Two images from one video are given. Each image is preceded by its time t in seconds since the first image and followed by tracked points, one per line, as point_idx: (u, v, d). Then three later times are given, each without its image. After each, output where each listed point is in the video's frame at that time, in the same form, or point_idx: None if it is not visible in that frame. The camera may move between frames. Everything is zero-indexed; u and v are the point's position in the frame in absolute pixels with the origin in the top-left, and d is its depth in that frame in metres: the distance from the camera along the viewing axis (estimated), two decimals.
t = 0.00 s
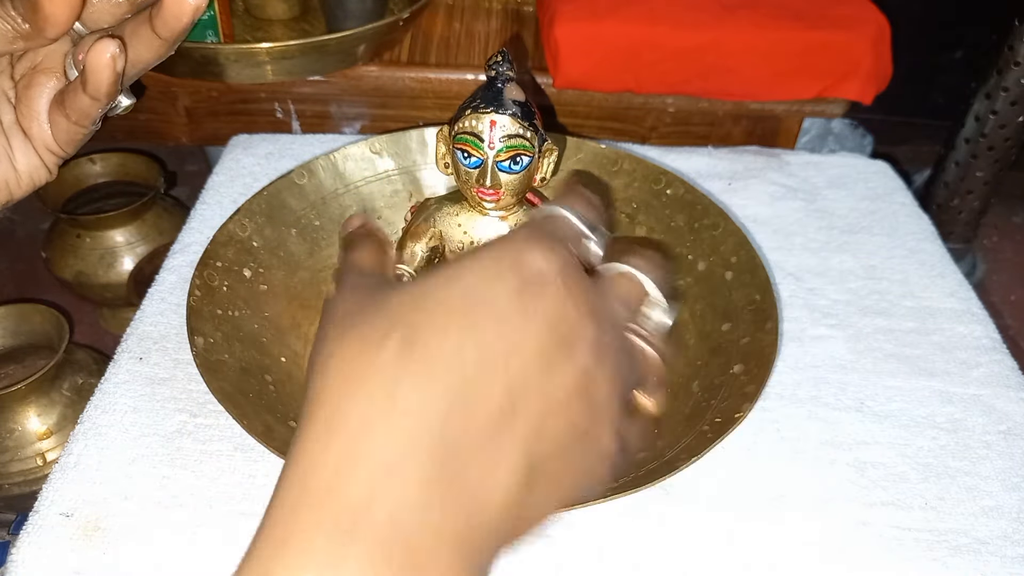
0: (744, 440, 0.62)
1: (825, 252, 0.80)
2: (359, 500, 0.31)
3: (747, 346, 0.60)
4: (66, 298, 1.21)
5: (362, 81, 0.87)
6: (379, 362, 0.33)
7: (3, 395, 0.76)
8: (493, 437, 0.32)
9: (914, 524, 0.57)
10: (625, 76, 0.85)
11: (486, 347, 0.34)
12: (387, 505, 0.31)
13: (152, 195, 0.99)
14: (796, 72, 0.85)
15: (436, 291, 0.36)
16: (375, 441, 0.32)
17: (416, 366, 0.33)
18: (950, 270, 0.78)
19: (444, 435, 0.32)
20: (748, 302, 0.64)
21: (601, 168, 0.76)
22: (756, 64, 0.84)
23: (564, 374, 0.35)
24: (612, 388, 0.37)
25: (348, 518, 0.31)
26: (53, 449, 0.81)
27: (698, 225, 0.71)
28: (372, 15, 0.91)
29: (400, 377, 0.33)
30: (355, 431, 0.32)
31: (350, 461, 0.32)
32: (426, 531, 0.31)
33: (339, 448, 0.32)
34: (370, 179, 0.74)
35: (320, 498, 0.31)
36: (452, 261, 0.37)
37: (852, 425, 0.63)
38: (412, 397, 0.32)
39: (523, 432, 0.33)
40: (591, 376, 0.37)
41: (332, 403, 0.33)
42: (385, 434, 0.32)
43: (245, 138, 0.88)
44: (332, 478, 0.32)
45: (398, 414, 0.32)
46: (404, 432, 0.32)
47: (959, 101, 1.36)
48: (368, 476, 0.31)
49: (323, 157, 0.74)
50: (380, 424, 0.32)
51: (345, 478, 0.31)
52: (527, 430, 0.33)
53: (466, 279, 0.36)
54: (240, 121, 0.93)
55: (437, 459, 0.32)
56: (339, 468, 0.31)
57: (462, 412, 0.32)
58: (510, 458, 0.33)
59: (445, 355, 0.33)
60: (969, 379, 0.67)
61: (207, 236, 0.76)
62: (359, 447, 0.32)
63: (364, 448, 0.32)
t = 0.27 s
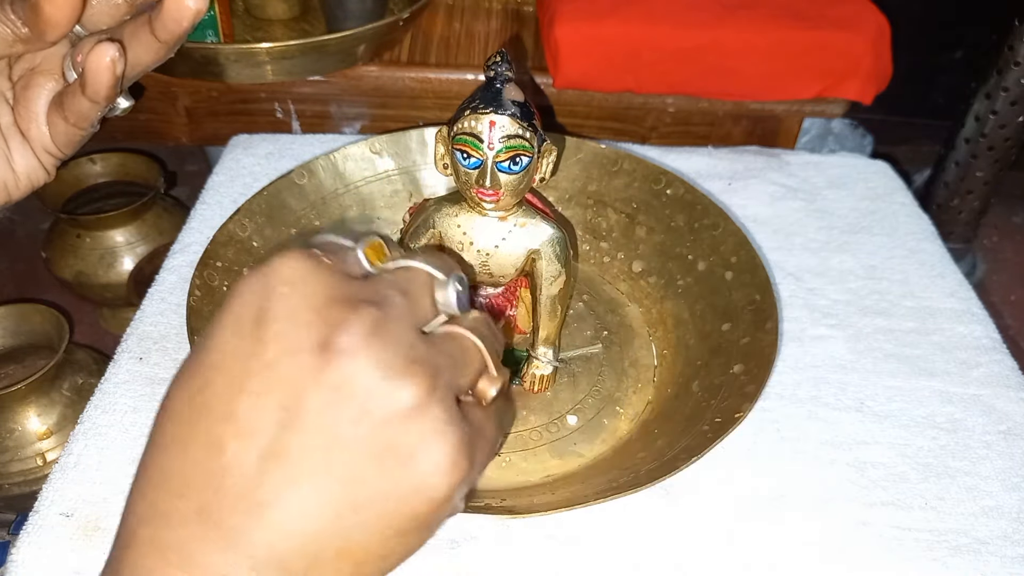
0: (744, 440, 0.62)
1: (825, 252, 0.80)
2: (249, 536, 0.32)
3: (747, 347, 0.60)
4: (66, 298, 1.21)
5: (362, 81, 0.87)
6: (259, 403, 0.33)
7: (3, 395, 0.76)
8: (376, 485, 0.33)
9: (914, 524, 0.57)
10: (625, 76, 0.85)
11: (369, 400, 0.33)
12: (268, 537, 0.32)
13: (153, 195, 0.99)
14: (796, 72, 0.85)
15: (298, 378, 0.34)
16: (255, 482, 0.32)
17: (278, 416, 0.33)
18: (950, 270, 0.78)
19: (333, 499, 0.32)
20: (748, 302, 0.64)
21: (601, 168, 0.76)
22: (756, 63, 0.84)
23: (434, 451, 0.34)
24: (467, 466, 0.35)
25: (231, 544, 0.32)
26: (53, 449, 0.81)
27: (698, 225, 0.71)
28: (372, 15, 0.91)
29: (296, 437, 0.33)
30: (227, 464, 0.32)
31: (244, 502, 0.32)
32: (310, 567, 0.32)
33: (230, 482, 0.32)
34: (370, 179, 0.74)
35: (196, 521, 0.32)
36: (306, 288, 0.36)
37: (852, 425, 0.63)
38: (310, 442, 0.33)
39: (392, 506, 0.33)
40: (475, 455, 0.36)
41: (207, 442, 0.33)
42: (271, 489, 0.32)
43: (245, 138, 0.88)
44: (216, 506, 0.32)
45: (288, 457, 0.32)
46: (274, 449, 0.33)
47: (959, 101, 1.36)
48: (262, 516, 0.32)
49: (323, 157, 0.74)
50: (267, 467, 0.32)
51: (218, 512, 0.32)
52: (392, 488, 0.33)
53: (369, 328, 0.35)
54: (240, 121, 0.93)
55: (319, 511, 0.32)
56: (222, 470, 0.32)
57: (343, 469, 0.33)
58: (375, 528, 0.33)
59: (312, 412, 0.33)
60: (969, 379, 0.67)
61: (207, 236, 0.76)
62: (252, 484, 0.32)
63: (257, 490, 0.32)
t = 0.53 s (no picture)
0: (744, 440, 0.62)
1: (825, 252, 0.80)
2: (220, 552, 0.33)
3: (747, 347, 0.60)
4: (66, 298, 1.21)
5: (362, 80, 0.87)
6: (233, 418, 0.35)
7: (3, 395, 0.76)
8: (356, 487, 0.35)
9: (914, 524, 0.57)
10: (625, 76, 0.85)
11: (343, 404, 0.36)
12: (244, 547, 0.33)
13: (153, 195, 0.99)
14: (796, 72, 0.85)
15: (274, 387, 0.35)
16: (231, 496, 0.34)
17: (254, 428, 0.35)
18: (950, 270, 0.78)
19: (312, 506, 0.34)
20: (748, 302, 0.63)
21: (601, 168, 0.76)
22: (756, 63, 0.84)
23: (408, 452, 0.36)
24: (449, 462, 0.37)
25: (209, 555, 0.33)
26: (53, 449, 0.81)
27: (698, 226, 0.71)
28: (371, 15, 0.91)
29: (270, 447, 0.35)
30: (203, 479, 0.34)
31: (220, 513, 0.33)
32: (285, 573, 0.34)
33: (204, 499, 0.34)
34: (370, 179, 0.74)
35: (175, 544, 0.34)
36: (277, 294, 0.38)
37: (852, 425, 0.63)
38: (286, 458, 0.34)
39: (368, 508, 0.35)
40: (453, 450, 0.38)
41: (181, 457, 0.34)
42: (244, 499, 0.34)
43: (245, 138, 0.88)
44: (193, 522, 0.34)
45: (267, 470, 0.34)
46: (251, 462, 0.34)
47: (958, 101, 1.36)
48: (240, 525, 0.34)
49: (322, 157, 0.74)
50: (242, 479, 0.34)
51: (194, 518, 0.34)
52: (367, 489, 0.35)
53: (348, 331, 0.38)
54: (240, 121, 0.93)
55: (298, 519, 0.34)
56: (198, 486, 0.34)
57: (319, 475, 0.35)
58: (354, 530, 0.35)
59: (286, 425, 0.35)
60: (969, 379, 0.67)
61: (207, 236, 0.76)
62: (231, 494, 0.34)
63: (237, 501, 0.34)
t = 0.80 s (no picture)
0: (743, 440, 0.62)
1: (825, 252, 0.80)
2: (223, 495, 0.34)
3: (747, 346, 0.60)
4: (66, 298, 1.21)
5: (362, 81, 0.87)
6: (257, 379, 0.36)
7: (3, 395, 0.76)
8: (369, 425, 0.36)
9: (914, 524, 0.57)
10: (625, 75, 0.85)
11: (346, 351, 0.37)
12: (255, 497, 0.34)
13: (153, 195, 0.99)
14: (796, 72, 0.85)
15: (283, 340, 0.37)
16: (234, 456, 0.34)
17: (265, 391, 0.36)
18: (950, 270, 0.78)
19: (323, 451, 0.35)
20: (748, 302, 0.63)
21: (601, 168, 0.76)
22: (756, 63, 0.84)
23: (409, 379, 0.37)
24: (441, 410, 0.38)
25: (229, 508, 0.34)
26: (53, 449, 0.81)
27: (698, 226, 0.71)
28: (371, 15, 0.91)
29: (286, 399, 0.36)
30: (221, 398, 0.36)
31: (240, 465, 0.34)
32: (304, 510, 0.35)
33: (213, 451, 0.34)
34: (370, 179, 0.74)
35: (189, 517, 0.34)
36: (278, 256, 0.39)
37: (852, 425, 0.63)
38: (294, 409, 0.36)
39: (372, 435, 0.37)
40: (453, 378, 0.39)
41: (195, 413, 0.36)
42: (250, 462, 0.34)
43: (245, 138, 0.88)
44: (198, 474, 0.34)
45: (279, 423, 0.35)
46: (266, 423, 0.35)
47: (958, 101, 1.36)
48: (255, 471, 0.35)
49: (323, 157, 0.74)
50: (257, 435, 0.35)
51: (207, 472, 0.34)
52: (381, 420, 0.36)
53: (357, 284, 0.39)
54: (240, 121, 0.93)
55: (315, 431, 0.35)
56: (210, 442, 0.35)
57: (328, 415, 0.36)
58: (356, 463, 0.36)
59: (289, 342, 0.37)
60: (969, 379, 0.67)
61: (206, 236, 0.76)
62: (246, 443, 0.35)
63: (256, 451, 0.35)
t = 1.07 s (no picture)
0: (743, 439, 0.62)
1: (825, 252, 0.80)
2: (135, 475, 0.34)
3: (746, 346, 0.60)
4: (66, 298, 1.21)
5: (362, 81, 0.87)
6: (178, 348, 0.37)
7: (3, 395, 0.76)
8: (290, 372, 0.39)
9: (914, 524, 0.57)
10: (625, 76, 0.85)
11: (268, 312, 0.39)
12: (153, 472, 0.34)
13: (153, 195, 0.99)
14: (796, 72, 0.85)
15: (186, 305, 0.38)
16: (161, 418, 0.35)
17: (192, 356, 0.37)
18: (950, 270, 0.78)
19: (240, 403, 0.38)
20: (747, 302, 0.63)
21: (601, 168, 0.76)
22: (756, 63, 0.84)
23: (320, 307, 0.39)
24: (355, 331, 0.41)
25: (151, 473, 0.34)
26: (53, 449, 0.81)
27: (698, 226, 0.71)
28: (372, 15, 0.91)
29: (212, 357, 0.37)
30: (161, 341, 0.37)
31: (174, 388, 0.36)
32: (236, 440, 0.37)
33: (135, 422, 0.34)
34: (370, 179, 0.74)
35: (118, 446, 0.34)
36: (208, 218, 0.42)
37: (852, 425, 0.63)
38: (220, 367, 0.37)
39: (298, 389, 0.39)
40: (362, 297, 0.41)
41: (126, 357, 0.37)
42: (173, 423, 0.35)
43: (245, 138, 0.88)
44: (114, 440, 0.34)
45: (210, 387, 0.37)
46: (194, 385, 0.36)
47: (958, 101, 1.36)
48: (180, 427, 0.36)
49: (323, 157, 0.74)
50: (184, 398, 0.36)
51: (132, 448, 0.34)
52: (301, 351, 0.39)
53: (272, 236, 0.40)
54: (240, 121, 0.93)
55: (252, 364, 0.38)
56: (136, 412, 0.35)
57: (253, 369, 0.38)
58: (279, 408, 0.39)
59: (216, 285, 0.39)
60: (969, 379, 0.67)
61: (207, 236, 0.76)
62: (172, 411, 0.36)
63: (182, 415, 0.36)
